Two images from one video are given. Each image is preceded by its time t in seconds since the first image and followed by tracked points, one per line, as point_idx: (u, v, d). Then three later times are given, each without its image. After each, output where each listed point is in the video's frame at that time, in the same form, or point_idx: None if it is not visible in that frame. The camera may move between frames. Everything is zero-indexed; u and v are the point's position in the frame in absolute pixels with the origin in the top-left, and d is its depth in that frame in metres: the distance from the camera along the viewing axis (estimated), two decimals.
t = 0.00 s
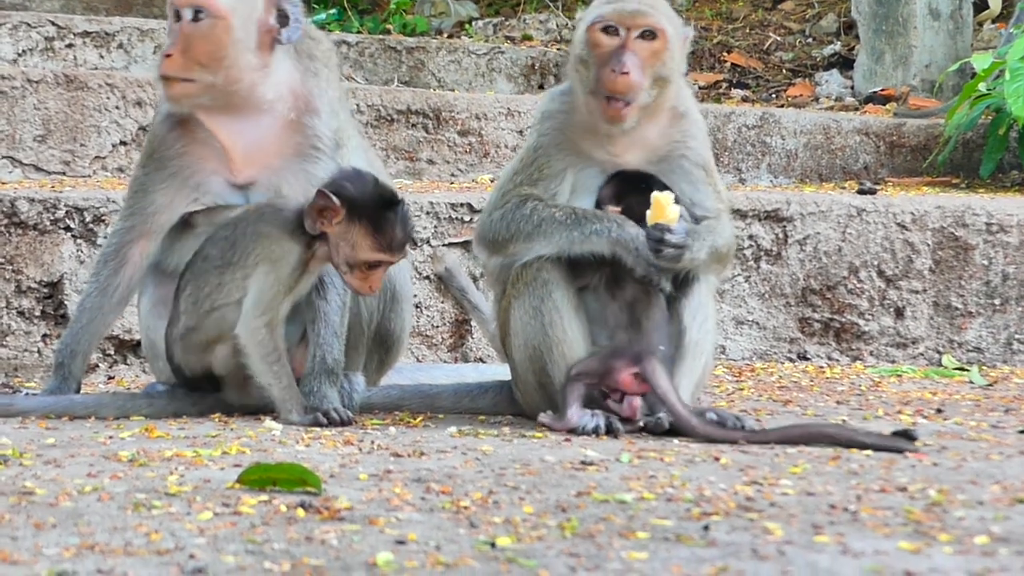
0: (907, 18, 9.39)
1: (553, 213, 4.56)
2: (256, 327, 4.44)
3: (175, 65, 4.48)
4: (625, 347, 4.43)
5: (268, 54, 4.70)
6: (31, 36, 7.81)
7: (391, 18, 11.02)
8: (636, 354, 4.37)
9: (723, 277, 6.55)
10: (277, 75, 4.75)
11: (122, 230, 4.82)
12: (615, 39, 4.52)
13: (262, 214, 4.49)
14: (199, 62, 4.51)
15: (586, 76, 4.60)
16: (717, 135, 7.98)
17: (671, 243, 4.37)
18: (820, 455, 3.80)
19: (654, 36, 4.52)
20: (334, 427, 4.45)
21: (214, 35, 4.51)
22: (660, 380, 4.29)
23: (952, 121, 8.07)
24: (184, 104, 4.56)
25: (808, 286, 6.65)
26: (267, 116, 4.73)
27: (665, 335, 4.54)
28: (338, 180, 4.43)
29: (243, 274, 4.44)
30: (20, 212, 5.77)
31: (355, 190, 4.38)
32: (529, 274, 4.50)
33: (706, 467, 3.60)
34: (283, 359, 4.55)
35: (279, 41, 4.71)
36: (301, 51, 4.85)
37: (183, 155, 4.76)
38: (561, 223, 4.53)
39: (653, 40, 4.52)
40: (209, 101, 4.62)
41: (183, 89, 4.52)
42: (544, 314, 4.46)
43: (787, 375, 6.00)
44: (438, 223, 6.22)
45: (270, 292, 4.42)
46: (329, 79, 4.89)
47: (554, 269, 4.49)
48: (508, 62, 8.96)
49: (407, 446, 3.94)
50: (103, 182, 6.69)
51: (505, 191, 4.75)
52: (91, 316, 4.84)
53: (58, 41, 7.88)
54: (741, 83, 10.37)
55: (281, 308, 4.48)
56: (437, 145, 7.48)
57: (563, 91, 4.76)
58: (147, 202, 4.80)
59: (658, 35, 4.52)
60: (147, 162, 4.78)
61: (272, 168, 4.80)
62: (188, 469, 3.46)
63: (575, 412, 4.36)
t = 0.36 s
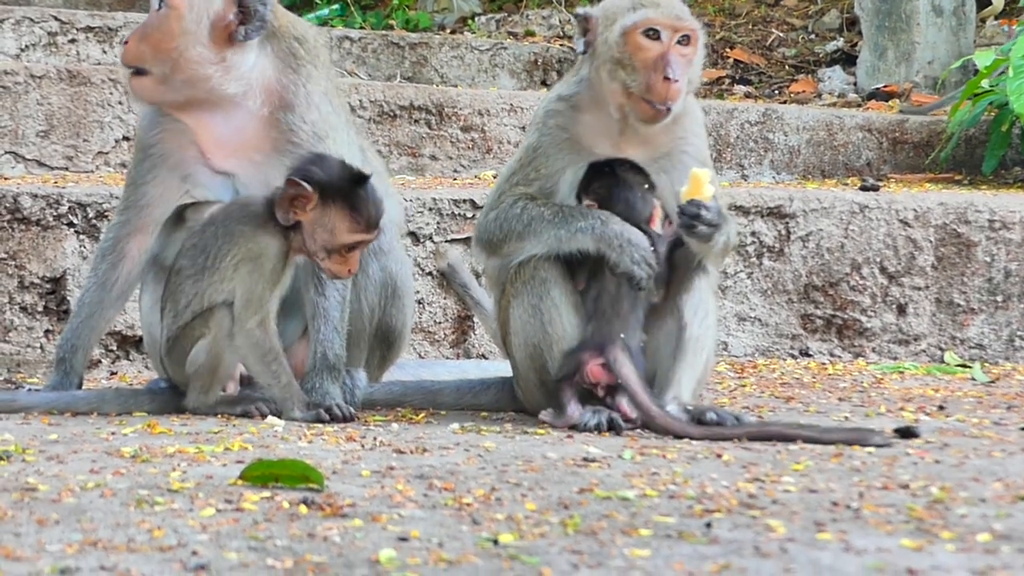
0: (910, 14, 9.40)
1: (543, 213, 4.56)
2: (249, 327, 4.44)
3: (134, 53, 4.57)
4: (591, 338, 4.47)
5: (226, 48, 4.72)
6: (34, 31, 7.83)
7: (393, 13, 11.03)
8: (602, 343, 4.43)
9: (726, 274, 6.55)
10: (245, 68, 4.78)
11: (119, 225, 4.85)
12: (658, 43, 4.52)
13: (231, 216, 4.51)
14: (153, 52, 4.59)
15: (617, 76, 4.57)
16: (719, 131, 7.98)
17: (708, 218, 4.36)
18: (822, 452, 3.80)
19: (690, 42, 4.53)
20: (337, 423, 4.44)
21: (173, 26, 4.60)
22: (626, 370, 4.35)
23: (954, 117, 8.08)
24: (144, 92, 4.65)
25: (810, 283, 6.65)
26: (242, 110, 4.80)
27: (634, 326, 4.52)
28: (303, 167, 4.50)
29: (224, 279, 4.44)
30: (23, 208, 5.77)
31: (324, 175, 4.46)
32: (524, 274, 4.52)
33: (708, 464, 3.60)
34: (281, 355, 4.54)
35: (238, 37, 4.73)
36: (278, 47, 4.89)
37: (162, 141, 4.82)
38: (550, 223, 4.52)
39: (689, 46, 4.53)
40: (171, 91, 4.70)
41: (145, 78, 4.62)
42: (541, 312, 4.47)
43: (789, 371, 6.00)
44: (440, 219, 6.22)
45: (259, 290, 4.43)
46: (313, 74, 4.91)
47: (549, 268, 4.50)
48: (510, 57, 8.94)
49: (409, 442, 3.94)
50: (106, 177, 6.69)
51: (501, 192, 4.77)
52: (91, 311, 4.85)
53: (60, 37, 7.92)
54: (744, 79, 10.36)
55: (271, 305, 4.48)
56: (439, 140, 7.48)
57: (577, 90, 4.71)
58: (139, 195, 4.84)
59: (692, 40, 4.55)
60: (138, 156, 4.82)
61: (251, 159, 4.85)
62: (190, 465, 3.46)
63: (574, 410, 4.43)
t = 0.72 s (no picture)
0: (908, 11, 9.39)
1: (547, 213, 4.56)
2: (249, 322, 4.40)
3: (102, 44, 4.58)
4: (596, 344, 4.45)
5: (184, 37, 4.65)
6: (33, 27, 7.84)
7: (392, 10, 11.04)
8: (606, 348, 4.41)
9: (724, 271, 6.56)
10: (210, 56, 4.70)
11: (115, 220, 4.89)
12: (665, 37, 4.50)
13: (218, 219, 4.48)
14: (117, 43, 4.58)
15: (625, 72, 4.56)
16: (718, 128, 7.98)
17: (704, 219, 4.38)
18: (820, 449, 3.80)
19: (695, 35, 4.51)
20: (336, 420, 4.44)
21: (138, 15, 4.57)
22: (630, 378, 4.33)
23: (953, 114, 8.08)
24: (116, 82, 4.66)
25: (809, 280, 6.65)
26: (209, 97, 4.75)
27: (641, 331, 4.53)
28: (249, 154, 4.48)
29: (222, 281, 4.42)
30: (22, 204, 5.77)
31: (268, 152, 4.44)
32: (523, 271, 4.51)
33: (707, 461, 3.61)
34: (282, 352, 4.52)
35: (193, 27, 4.63)
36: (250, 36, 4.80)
37: (146, 128, 4.86)
38: (554, 223, 4.53)
39: (696, 39, 4.51)
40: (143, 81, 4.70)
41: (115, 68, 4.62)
42: (541, 310, 4.46)
43: (787, 368, 6.01)
44: (439, 216, 6.22)
45: (258, 285, 4.40)
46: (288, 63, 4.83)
47: (549, 266, 4.49)
48: (509, 54, 8.94)
49: (408, 439, 3.94)
50: (105, 174, 6.69)
51: (502, 188, 4.76)
52: (87, 306, 4.86)
53: (59, 33, 7.92)
54: (742, 76, 10.37)
55: (271, 300, 4.44)
56: (438, 137, 7.48)
57: (582, 90, 4.70)
58: (130, 189, 4.87)
59: (697, 34, 4.53)
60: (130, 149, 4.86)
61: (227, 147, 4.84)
62: (189, 462, 3.46)
63: (574, 405, 4.41)
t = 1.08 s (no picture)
0: (906, 8, 9.39)
1: (555, 213, 4.56)
2: (246, 321, 4.41)
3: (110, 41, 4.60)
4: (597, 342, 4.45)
5: (202, 30, 4.70)
6: (31, 26, 7.85)
7: (391, 8, 11.07)
8: (609, 345, 4.40)
9: (723, 268, 6.56)
10: (222, 52, 4.75)
11: (109, 218, 4.87)
12: (665, 34, 4.51)
13: (208, 220, 4.47)
14: (131, 37, 4.62)
15: (625, 70, 4.56)
16: (716, 125, 7.98)
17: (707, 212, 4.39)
18: (819, 446, 3.80)
19: (696, 32, 4.51)
20: (335, 419, 4.44)
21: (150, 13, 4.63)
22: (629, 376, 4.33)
23: (952, 111, 8.08)
24: (122, 79, 4.67)
25: (808, 277, 6.65)
26: (213, 95, 4.77)
27: (647, 332, 4.48)
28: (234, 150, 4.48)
29: (217, 282, 4.43)
30: (21, 203, 5.77)
31: (253, 146, 4.43)
32: (524, 269, 4.50)
33: (706, 458, 3.61)
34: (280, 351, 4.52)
35: (215, 20, 4.71)
36: (256, 33, 4.82)
37: (141, 129, 4.84)
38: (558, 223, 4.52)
39: (696, 36, 4.51)
40: (149, 77, 4.71)
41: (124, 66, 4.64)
42: (542, 308, 4.46)
43: (787, 365, 6.01)
44: (438, 214, 6.22)
45: (253, 285, 4.40)
46: (289, 60, 4.84)
47: (553, 265, 4.49)
48: (507, 52, 8.94)
49: (407, 437, 3.94)
50: (103, 172, 6.69)
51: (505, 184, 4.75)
52: (84, 305, 4.86)
53: (58, 32, 7.93)
54: (741, 73, 10.37)
55: (267, 298, 4.45)
56: (436, 135, 7.48)
57: (584, 86, 4.69)
58: (124, 187, 4.85)
59: (698, 31, 4.53)
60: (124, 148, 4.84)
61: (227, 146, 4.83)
62: (189, 460, 3.46)
63: (574, 403, 4.40)
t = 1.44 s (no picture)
0: (905, 4, 9.39)
1: (552, 212, 4.55)
2: (248, 318, 4.40)
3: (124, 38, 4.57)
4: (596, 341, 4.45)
5: (219, 30, 4.74)
6: (30, 25, 7.84)
7: (390, 6, 11.08)
8: (603, 347, 4.44)
9: (723, 265, 6.57)
10: (236, 52, 4.78)
11: (110, 215, 4.86)
12: (664, 33, 4.53)
13: (209, 217, 4.48)
14: (146, 36, 4.59)
15: (624, 68, 4.56)
16: (716, 122, 7.98)
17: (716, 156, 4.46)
18: (819, 442, 3.80)
19: (695, 32, 4.53)
20: (335, 416, 4.44)
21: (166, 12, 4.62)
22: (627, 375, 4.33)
23: (952, 107, 8.07)
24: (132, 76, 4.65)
25: (808, 274, 6.66)
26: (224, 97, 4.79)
27: (640, 336, 4.49)
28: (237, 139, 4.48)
29: (219, 278, 4.43)
30: (21, 201, 5.77)
31: (256, 138, 4.42)
32: (526, 267, 4.51)
33: (706, 454, 3.60)
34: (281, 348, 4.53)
35: (232, 20, 4.77)
36: (265, 35, 4.86)
37: (144, 128, 4.80)
38: (558, 223, 4.52)
39: (695, 35, 4.53)
40: (160, 74, 4.70)
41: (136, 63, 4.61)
42: (543, 306, 4.46)
43: (787, 361, 6.01)
44: (437, 211, 6.21)
45: (254, 282, 4.41)
46: (296, 62, 4.90)
47: (550, 264, 4.49)
48: (507, 49, 8.95)
49: (407, 434, 3.94)
50: (103, 171, 6.69)
51: (504, 182, 4.74)
52: (84, 303, 4.86)
53: (57, 31, 7.93)
54: (741, 70, 10.37)
55: (268, 295, 4.45)
56: (436, 133, 7.47)
57: (585, 85, 4.69)
58: (126, 185, 4.83)
59: (697, 31, 4.55)
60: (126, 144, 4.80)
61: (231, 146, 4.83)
62: (189, 458, 3.46)
63: (574, 401, 4.40)
